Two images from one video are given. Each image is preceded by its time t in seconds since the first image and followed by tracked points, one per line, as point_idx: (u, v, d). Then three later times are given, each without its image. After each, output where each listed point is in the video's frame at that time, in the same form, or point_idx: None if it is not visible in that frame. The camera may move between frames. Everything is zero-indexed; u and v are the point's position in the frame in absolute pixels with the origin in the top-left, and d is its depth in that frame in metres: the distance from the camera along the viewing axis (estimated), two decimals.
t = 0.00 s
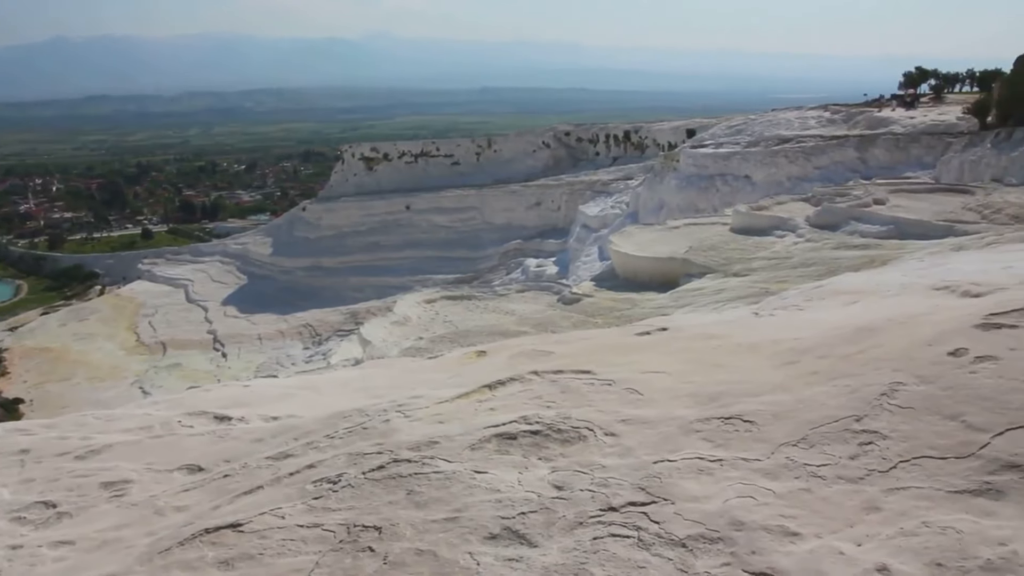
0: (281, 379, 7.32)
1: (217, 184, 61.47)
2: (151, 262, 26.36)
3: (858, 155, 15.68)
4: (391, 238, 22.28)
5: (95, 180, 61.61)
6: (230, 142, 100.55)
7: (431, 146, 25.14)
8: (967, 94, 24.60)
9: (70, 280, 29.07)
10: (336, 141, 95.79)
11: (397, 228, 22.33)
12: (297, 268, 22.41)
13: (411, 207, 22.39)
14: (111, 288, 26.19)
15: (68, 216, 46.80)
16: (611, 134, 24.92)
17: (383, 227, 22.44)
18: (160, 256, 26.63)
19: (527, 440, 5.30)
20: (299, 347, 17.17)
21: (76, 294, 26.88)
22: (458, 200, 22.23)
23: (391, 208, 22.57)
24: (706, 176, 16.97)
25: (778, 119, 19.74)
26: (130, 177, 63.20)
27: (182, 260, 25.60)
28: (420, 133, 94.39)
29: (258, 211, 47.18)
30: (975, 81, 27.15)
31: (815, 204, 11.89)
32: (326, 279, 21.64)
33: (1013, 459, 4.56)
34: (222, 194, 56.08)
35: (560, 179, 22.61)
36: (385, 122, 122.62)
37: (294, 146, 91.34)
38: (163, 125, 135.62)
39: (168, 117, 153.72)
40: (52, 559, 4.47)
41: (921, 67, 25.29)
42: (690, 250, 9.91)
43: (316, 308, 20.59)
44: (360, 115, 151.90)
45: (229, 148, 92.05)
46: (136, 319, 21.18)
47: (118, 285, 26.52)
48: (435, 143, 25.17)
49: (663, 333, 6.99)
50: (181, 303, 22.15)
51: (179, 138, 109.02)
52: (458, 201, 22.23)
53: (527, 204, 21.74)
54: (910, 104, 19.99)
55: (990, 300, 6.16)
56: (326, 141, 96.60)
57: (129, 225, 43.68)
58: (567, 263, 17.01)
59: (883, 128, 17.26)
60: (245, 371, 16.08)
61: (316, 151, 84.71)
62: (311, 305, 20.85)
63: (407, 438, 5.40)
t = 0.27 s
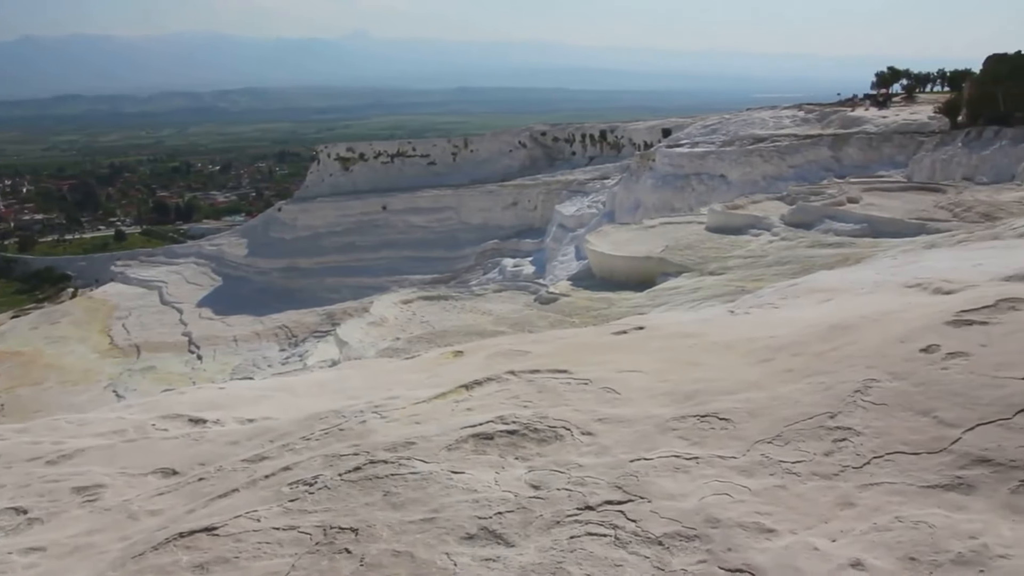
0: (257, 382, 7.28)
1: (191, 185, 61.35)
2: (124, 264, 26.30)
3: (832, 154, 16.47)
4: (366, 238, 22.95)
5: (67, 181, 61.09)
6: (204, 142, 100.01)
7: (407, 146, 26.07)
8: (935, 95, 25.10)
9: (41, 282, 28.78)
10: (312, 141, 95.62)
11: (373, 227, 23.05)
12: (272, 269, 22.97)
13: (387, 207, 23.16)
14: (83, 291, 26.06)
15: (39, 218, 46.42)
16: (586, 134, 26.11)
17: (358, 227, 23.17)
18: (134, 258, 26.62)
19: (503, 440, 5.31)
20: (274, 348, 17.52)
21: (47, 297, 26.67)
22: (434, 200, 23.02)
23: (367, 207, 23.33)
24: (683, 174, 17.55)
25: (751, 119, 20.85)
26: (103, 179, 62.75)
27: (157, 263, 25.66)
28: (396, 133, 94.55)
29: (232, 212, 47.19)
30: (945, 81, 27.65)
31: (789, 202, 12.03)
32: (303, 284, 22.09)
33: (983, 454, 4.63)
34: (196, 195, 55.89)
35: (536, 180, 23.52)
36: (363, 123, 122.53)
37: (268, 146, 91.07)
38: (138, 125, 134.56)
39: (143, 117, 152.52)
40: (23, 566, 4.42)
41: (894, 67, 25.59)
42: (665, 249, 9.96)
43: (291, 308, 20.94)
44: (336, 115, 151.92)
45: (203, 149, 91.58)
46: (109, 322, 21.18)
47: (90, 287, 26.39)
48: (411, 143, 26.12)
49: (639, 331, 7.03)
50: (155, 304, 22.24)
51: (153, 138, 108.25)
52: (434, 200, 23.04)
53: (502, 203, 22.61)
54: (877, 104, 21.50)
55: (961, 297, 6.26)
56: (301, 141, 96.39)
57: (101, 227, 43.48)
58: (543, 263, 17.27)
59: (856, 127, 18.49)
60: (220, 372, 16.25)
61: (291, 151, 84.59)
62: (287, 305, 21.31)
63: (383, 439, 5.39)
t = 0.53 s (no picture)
0: (232, 384, 7.25)
1: (164, 186, 61.29)
2: (98, 267, 26.33)
3: (807, 153, 16.77)
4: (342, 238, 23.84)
5: (39, 182, 60.53)
6: (179, 143, 99.37)
7: (383, 148, 27.08)
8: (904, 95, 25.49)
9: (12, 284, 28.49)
10: (288, 141, 95.53)
11: (349, 228, 23.89)
12: (248, 271, 23.55)
13: (363, 208, 24.03)
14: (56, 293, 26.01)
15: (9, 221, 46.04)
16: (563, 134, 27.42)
17: (335, 228, 23.98)
18: (107, 260, 26.71)
19: (480, 440, 5.31)
20: (252, 350, 17.83)
21: (20, 300, 26.49)
22: (411, 200, 23.89)
23: (344, 209, 24.16)
24: (658, 174, 17.85)
25: (728, 117, 21.17)
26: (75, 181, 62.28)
27: (131, 264, 25.91)
28: (372, 133, 94.66)
29: (207, 214, 47.12)
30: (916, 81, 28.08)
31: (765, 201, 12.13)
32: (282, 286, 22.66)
33: (955, 449, 4.70)
34: (170, 197, 55.70)
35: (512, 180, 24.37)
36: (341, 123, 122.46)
37: (243, 147, 90.86)
38: (113, 125, 133.45)
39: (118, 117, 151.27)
40: None
41: (865, 67, 25.89)
42: (640, 249, 10.00)
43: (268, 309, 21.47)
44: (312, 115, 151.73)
45: (178, 149, 91.08)
46: (82, 325, 21.17)
47: (63, 290, 26.34)
48: (388, 145, 27.14)
49: (616, 331, 7.07)
50: (129, 307, 22.44)
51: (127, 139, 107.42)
52: (411, 202, 23.86)
53: (478, 203, 23.46)
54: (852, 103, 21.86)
55: (932, 295, 6.36)
56: (276, 142, 96.13)
57: (73, 229, 43.26)
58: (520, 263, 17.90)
59: (831, 127, 18.80)
60: (196, 375, 16.44)
61: (267, 152, 84.43)
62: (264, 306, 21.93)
63: (360, 441, 5.38)
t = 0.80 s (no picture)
0: (209, 387, 7.22)
1: (138, 188, 60.99)
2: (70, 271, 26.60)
3: (781, 153, 17.03)
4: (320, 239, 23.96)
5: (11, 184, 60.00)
6: (154, 144, 98.79)
7: (360, 148, 27.37)
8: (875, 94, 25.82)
9: None
10: (265, 142, 95.24)
11: (325, 229, 24.10)
12: (224, 272, 23.87)
13: (340, 209, 24.18)
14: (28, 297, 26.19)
15: None
16: (540, 135, 28.14)
17: (312, 229, 24.13)
18: (80, 263, 27.11)
19: (457, 441, 5.32)
20: (228, 352, 18.25)
21: None
22: (388, 201, 24.12)
23: (321, 210, 24.24)
24: (635, 174, 18.32)
25: (702, 118, 21.41)
26: (49, 182, 61.85)
27: (104, 267, 26.40)
28: (348, 134, 94.71)
29: (182, 215, 47.04)
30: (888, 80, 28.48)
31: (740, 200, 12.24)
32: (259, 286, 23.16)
33: (927, 446, 4.77)
34: (144, 199, 55.50)
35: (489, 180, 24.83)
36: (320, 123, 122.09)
37: (218, 148, 90.47)
38: (88, 125, 132.33)
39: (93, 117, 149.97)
40: None
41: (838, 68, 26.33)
42: (616, 250, 10.05)
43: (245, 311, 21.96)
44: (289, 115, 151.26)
45: (153, 150, 90.58)
46: (54, 330, 21.40)
47: (35, 293, 26.55)
48: (365, 145, 27.42)
49: (592, 331, 7.12)
50: (103, 311, 22.84)
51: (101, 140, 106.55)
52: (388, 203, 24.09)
53: (456, 204, 23.97)
54: (826, 105, 21.97)
55: (905, 293, 6.46)
56: (252, 142, 95.88)
57: (45, 232, 43.01)
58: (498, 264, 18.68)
59: (804, 127, 19.00)
60: (171, 378, 16.65)
61: (243, 152, 84.23)
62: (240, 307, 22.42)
63: (337, 443, 5.37)
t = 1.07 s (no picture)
0: (183, 391, 7.17)
1: (111, 190, 60.58)
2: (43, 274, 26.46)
3: (756, 153, 17.46)
4: (296, 241, 24.52)
5: None
6: (129, 146, 98.11)
7: (336, 150, 28.49)
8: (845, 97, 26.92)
9: None
10: (242, 142, 94.88)
11: (302, 231, 24.60)
12: (199, 275, 23.96)
13: (316, 211, 24.75)
14: None
15: None
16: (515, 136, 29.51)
17: (288, 230, 24.63)
18: (53, 267, 27.03)
19: (434, 443, 5.33)
20: (204, 355, 18.50)
21: None
22: (365, 203, 24.81)
23: (297, 211, 24.75)
24: (610, 175, 18.75)
25: (675, 120, 21.96)
26: (20, 185, 61.26)
27: (77, 271, 26.36)
28: (325, 134, 94.65)
29: (157, 218, 46.88)
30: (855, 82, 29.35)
31: (715, 200, 12.39)
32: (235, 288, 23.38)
33: (898, 442, 4.84)
34: (118, 201, 55.18)
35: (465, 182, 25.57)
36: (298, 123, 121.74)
37: (194, 149, 90.00)
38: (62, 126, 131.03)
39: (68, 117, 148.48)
40: None
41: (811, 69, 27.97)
42: (592, 250, 10.17)
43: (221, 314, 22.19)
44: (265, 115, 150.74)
45: (127, 152, 89.96)
46: (27, 335, 21.58)
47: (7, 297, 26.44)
48: (340, 148, 28.53)
49: (569, 331, 7.17)
50: (76, 314, 23.03)
51: (74, 142, 105.53)
52: (365, 204, 24.77)
53: (433, 206, 24.82)
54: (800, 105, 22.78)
55: (877, 291, 6.56)
56: (228, 144, 95.51)
57: (17, 236, 42.64)
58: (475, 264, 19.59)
59: (777, 127, 19.68)
60: (146, 382, 16.77)
61: (218, 154, 83.93)
62: (215, 309, 22.55)
63: (313, 446, 5.36)
